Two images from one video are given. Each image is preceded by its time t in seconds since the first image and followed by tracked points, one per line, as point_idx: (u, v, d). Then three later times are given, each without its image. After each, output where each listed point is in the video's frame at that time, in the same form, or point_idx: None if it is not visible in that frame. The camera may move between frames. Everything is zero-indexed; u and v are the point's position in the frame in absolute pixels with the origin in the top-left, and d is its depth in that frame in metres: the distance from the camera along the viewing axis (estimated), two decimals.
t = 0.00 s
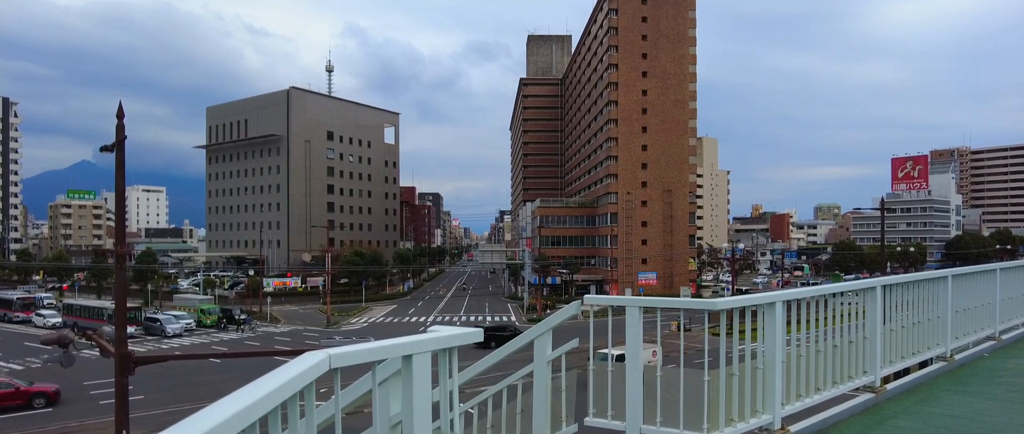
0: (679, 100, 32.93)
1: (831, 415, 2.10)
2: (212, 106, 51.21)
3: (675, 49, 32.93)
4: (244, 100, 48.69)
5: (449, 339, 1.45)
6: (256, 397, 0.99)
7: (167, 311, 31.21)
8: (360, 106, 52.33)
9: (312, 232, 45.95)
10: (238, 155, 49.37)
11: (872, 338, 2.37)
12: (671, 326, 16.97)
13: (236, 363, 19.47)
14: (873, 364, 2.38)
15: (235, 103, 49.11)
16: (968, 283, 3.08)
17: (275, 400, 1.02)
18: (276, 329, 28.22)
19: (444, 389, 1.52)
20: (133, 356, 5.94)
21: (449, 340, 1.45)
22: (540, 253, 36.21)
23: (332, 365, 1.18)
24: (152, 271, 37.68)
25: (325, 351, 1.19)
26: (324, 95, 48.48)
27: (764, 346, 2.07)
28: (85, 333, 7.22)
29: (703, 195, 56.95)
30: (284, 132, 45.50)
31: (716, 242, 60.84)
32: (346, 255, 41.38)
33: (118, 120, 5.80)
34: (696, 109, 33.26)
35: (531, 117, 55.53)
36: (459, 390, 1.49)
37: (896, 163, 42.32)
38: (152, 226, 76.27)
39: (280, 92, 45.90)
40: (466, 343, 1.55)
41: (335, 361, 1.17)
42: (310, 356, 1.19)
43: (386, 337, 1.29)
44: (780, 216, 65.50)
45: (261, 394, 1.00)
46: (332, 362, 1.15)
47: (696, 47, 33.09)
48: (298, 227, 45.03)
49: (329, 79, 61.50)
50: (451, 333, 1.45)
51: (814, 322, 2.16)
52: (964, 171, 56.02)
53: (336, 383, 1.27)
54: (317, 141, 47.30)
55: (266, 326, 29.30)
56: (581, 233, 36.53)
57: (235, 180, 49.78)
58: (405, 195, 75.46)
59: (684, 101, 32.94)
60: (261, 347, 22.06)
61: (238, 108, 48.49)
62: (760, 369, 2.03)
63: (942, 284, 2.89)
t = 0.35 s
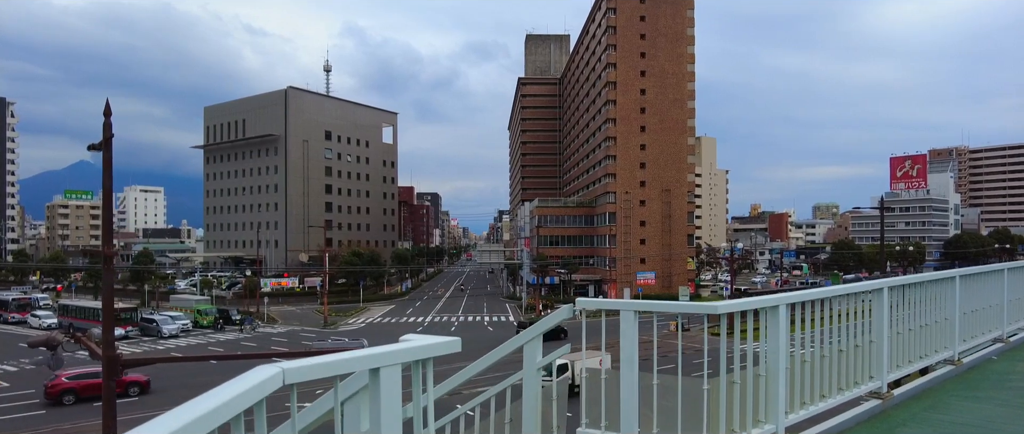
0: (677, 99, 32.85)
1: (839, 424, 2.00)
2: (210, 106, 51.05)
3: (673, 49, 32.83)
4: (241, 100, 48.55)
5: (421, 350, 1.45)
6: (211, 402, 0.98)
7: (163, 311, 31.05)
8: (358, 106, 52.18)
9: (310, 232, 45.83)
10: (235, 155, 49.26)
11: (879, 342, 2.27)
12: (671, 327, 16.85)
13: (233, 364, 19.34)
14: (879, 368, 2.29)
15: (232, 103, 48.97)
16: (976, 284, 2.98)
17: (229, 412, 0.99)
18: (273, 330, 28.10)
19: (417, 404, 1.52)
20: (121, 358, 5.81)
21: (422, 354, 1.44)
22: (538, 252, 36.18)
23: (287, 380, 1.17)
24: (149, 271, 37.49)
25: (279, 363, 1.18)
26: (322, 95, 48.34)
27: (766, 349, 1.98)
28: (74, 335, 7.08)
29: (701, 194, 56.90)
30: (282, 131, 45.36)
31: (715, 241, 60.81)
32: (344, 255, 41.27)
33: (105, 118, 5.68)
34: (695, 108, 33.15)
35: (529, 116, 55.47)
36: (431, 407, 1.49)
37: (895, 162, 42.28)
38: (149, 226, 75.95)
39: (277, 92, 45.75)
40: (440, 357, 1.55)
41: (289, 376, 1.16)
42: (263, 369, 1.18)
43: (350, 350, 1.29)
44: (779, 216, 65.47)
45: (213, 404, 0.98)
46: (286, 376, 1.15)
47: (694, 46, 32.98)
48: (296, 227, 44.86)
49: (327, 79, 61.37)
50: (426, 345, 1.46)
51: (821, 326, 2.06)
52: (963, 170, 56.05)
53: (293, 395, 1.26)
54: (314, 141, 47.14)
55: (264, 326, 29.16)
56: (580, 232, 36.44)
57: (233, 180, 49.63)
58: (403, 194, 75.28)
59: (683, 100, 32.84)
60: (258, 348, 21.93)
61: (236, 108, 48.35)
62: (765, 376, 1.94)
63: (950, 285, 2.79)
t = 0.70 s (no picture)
0: (675, 99, 32.80)
1: None
2: (207, 106, 50.89)
3: (672, 49, 32.78)
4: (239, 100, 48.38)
5: (391, 366, 1.39)
6: (150, 421, 0.93)
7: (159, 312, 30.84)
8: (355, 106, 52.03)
9: (307, 233, 45.61)
10: (232, 155, 49.10)
11: (889, 349, 2.18)
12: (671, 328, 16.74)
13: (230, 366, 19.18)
14: (891, 376, 2.20)
15: (230, 103, 48.82)
16: (986, 285, 2.88)
17: (182, 433, 0.94)
18: (269, 331, 27.94)
19: (392, 422, 1.48)
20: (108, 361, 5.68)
21: (392, 369, 1.38)
22: (536, 253, 36.07)
23: (240, 401, 1.13)
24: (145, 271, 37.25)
25: (230, 384, 1.14)
26: (320, 95, 48.19)
27: (772, 357, 1.89)
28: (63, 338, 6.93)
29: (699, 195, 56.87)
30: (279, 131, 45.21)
31: (712, 242, 60.78)
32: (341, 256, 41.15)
33: (92, 116, 5.54)
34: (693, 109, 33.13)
35: (527, 117, 55.42)
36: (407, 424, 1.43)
37: (893, 163, 42.27)
38: (146, 227, 75.58)
39: (275, 92, 45.59)
40: (417, 372, 1.49)
41: (240, 396, 1.12)
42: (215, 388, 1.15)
43: (304, 370, 1.25)
44: (777, 217, 65.42)
45: (160, 423, 0.92)
46: (237, 398, 1.11)
47: (692, 47, 32.96)
48: (293, 227, 44.66)
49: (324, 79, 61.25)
50: (394, 363, 1.39)
51: (830, 334, 1.98)
52: (960, 172, 56.14)
53: (248, 419, 1.23)
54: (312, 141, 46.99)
55: (260, 327, 29.02)
56: (578, 233, 36.33)
57: (230, 180, 49.46)
58: (400, 195, 75.10)
59: (680, 101, 32.80)
60: (255, 349, 21.78)
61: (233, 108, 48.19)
62: (769, 385, 1.85)
63: (960, 288, 2.70)
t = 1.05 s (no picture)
0: (672, 100, 32.75)
1: None
2: (202, 106, 50.67)
3: (668, 49, 32.73)
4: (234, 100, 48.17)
5: (368, 375, 1.42)
6: None
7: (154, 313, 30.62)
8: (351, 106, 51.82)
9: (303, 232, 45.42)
10: (228, 155, 48.88)
11: (894, 354, 2.11)
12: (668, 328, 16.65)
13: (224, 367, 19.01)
14: (896, 383, 2.12)
15: (225, 102, 48.60)
16: (992, 287, 2.80)
17: None
18: (264, 331, 27.77)
19: None
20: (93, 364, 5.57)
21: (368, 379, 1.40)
22: (533, 254, 36.03)
23: (169, 426, 1.09)
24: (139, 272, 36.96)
25: (158, 407, 1.10)
26: (316, 95, 47.99)
27: (772, 361, 1.83)
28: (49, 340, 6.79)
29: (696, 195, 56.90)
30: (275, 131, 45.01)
31: (709, 242, 60.79)
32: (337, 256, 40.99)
33: (76, 113, 5.42)
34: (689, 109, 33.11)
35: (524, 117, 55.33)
36: None
37: (889, 164, 42.32)
38: (142, 227, 75.21)
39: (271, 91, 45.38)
40: (385, 384, 1.49)
41: (168, 419, 1.08)
42: (142, 411, 1.11)
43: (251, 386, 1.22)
44: (773, 217, 65.48)
45: None
46: (163, 421, 1.06)
47: (688, 47, 32.93)
48: (289, 227, 44.47)
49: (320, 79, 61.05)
50: (367, 373, 1.39)
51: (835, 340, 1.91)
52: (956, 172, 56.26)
53: None
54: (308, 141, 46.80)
55: (255, 328, 28.85)
56: (575, 233, 36.27)
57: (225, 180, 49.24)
58: (397, 195, 74.90)
59: (677, 101, 32.76)
60: (249, 350, 21.63)
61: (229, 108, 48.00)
62: (771, 393, 1.78)
63: (966, 291, 2.62)
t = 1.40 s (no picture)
0: (668, 100, 32.70)
1: None
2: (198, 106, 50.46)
3: (664, 50, 32.68)
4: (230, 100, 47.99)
5: (290, 404, 1.24)
6: None
7: (147, 315, 30.38)
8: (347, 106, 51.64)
9: (299, 233, 45.24)
10: (224, 155, 48.67)
11: (897, 361, 2.03)
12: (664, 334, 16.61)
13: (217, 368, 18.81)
14: (896, 393, 2.05)
15: (221, 103, 48.41)
16: (994, 288, 2.71)
17: None
18: (259, 333, 27.64)
19: None
20: (76, 367, 5.42)
21: (281, 411, 1.22)
22: (530, 254, 35.93)
23: None
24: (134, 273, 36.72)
25: None
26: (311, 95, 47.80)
27: (769, 367, 1.76)
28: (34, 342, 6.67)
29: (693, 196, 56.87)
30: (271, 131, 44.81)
31: (706, 242, 60.81)
32: (333, 257, 40.83)
33: (58, 111, 5.27)
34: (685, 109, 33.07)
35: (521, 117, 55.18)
36: None
37: (885, 164, 42.34)
38: (138, 228, 74.83)
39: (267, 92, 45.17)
40: (329, 411, 1.33)
41: None
42: None
43: (177, 411, 1.10)
44: (770, 217, 65.48)
45: None
46: None
47: (685, 47, 32.87)
48: (285, 228, 44.30)
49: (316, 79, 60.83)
50: (302, 397, 1.26)
51: (832, 350, 1.84)
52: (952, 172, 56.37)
53: None
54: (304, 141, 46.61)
55: (250, 329, 28.66)
56: (572, 233, 36.21)
57: (221, 180, 49.03)
58: (394, 196, 74.73)
59: (673, 101, 32.71)
60: (243, 351, 21.45)
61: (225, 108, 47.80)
62: (763, 406, 1.73)
63: (969, 293, 2.52)
